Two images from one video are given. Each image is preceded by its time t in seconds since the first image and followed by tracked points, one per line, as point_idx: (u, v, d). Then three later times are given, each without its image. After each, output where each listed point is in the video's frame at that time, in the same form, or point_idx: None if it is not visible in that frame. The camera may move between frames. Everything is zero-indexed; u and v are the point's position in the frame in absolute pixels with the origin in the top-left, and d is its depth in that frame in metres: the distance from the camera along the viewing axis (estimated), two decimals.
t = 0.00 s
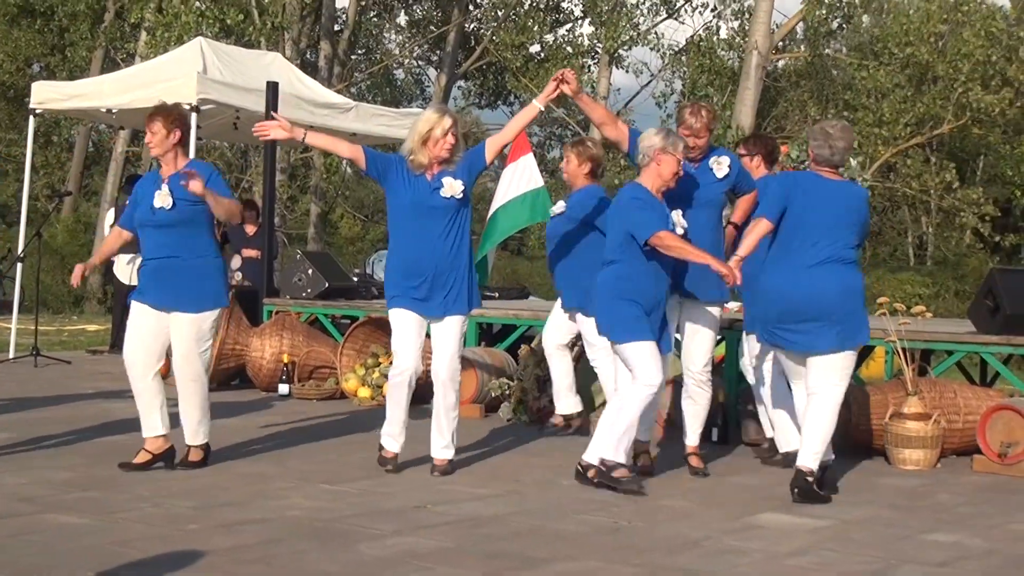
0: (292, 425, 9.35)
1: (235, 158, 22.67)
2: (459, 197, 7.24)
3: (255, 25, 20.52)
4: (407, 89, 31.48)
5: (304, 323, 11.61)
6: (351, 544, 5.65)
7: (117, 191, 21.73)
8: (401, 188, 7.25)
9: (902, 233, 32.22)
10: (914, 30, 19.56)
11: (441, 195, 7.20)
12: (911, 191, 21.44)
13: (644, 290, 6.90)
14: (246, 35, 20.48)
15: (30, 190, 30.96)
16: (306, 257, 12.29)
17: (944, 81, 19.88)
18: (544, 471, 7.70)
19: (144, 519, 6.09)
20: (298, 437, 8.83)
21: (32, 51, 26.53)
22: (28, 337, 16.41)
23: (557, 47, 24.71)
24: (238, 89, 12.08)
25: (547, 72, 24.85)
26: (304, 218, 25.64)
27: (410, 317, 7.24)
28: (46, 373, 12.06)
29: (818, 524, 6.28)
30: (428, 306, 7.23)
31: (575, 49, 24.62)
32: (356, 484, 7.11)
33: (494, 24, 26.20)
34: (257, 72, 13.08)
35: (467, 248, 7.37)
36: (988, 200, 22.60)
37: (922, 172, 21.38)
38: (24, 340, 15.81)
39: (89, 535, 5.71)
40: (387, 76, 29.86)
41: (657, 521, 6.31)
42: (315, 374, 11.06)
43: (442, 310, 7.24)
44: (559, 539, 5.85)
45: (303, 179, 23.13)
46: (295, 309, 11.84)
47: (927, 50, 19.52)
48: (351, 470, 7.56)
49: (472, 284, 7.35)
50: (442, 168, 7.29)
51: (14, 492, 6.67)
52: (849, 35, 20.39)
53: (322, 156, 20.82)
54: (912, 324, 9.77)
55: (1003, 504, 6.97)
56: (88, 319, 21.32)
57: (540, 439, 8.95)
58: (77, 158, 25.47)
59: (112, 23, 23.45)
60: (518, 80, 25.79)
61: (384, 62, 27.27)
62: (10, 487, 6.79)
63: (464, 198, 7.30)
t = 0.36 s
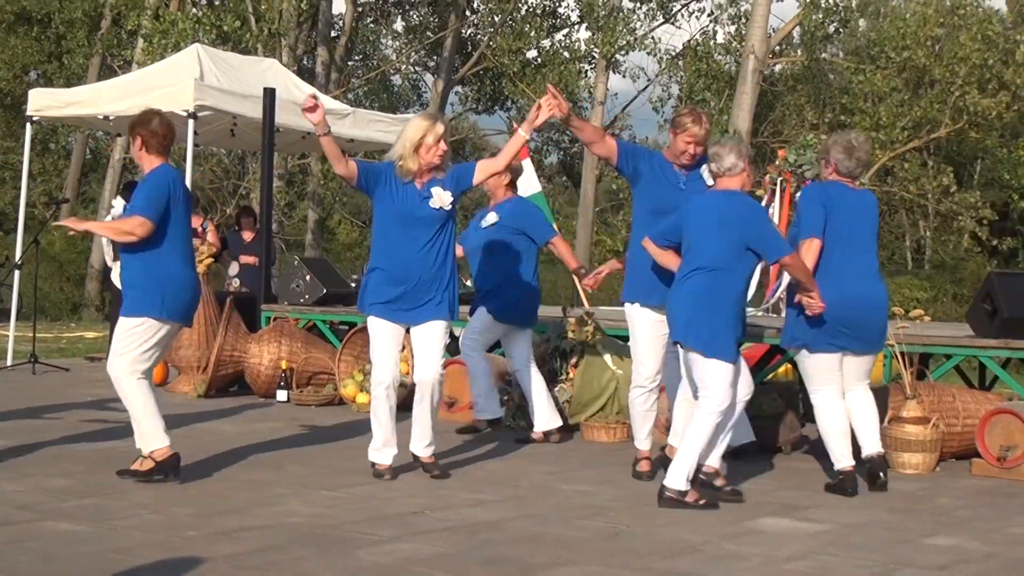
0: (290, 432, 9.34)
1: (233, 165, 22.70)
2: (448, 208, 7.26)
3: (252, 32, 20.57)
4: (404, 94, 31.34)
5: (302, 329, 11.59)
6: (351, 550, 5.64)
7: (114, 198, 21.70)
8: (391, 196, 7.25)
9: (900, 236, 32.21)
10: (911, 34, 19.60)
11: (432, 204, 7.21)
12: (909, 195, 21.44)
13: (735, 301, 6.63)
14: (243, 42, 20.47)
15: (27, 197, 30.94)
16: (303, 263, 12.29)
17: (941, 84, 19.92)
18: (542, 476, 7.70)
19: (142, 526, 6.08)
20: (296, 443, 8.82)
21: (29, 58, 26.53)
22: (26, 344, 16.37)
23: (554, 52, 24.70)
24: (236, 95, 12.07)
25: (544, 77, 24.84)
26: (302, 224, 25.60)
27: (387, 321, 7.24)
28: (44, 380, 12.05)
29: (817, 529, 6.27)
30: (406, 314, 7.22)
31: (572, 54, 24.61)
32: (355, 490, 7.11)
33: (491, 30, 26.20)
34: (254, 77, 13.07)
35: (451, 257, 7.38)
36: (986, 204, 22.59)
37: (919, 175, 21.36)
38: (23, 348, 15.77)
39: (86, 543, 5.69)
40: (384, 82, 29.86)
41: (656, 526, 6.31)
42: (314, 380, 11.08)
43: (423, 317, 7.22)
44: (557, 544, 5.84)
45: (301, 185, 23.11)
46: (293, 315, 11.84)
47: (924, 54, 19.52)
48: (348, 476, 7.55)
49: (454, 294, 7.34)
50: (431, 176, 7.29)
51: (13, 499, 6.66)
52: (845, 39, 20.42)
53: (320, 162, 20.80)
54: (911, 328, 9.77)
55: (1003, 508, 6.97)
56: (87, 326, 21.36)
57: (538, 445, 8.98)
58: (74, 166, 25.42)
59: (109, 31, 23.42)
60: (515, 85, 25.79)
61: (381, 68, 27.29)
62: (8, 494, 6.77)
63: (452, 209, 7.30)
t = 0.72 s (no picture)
0: (299, 437, 9.35)
1: (240, 170, 22.76)
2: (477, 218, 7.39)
3: (259, 37, 20.62)
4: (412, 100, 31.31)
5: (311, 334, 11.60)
6: (361, 555, 5.64)
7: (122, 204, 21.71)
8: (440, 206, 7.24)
9: (908, 239, 32.18)
10: (919, 36, 19.61)
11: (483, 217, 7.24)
12: (918, 197, 21.39)
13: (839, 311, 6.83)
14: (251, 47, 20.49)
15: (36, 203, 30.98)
16: (312, 268, 12.31)
17: (950, 86, 19.85)
18: (551, 480, 7.70)
19: (151, 531, 6.09)
20: (305, 448, 8.83)
21: (38, 64, 26.58)
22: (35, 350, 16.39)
23: (562, 56, 24.69)
24: (244, 100, 12.08)
25: (552, 81, 24.83)
26: (309, 230, 25.60)
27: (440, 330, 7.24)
28: (52, 385, 12.07)
29: (827, 532, 6.27)
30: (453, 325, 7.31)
31: (580, 58, 24.60)
32: (364, 494, 7.11)
33: (499, 34, 26.20)
34: (261, 83, 13.09)
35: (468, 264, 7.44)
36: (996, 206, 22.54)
37: (928, 178, 21.33)
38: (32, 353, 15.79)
39: (95, 549, 5.69)
40: (391, 87, 29.87)
41: (665, 529, 6.30)
42: (323, 385, 11.09)
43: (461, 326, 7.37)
44: (567, 548, 5.84)
45: (309, 191, 23.11)
46: (302, 320, 11.86)
47: (932, 56, 19.54)
48: (357, 481, 7.56)
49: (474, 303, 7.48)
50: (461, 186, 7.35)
51: (23, 504, 6.67)
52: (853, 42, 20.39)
53: (329, 167, 20.81)
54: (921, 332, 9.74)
55: (1013, 510, 6.96)
56: (97, 332, 21.43)
57: (547, 449, 8.99)
58: (82, 173, 25.44)
59: (117, 36, 23.43)
60: (523, 89, 25.77)
61: (389, 73, 27.31)
62: (18, 500, 6.79)
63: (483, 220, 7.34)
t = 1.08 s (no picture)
0: (317, 443, 9.36)
1: (258, 176, 22.84)
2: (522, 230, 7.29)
3: (276, 43, 20.71)
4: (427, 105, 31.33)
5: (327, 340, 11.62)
6: (378, 561, 5.65)
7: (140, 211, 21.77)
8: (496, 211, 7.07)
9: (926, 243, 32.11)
10: (936, 39, 19.64)
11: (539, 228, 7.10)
12: (935, 201, 21.35)
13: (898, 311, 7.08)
14: (267, 53, 20.56)
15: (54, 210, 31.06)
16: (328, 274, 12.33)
17: (967, 89, 19.79)
18: (569, 486, 7.69)
19: (168, 536, 6.10)
20: (323, 454, 8.83)
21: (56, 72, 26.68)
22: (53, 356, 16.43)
23: (578, 61, 24.70)
24: (260, 106, 12.11)
25: (568, 86, 24.83)
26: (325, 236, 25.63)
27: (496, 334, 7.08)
28: (70, 392, 12.10)
29: (845, 537, 6.25)
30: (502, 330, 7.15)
31: (595, 62, 24.61)
32: (382, 500, 7.12)
33: (514, 38, 26.22)
34: (278, 89, 13.12)
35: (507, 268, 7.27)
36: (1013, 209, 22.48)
37: (945, 181, 21.28)
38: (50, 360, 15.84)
39: (112, 555, 5.70)
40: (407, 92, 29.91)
41: (682, 534, 6.29)
42: (341, 390, 11.12)
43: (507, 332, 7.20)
44: (585, 553, 5.84)
45: (326, 196, 23.14)
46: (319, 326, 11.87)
47: (948, 59, 19.51)
48: (375, 486, 7.57)
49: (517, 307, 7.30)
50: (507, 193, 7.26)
51: (42, 511, 6.68)
52: (869, 45, 20.37)
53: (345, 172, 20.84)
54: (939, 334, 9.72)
55: None
56: (115, 338, 21.53)
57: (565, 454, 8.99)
58: (100, 180, 25.50)
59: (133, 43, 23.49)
60: (539, 94, 25.80)
61: (405, 78, 27.35)
62: (36, 506, 6.80)
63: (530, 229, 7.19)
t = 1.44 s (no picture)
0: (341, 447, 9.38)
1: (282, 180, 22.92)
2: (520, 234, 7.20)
3: (300, 49, 20.82)
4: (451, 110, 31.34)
5: (352, 344, 11.63)
6: (402, 566, 5.66)
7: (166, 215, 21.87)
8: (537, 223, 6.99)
9: (952, 246, 31.99)
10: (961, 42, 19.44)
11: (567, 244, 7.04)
12: (961, 205, 21.28)
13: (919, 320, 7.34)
14: (291, 59, 20.66)
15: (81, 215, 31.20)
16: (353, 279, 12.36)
17: (992, 92, 19.74)
18: (592, 491, 7.68)
19: (192, 541, 6.12)
20: (348, 459, 8.86)
21: (81, 78, 26.81)
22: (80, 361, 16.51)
23: (601, 65, 24.72)
24: (285, 111, 12.17)
25: (591, 90, 24.84)
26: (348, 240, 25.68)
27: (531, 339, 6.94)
28: (98, 396, 12.16)
29: (869, 541, 6.23)
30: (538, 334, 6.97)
31: (619, 66, 24.62)
32: (407, 504, 7.13)
33: (538, 43, 26.26)
34: (302, 93, 13.17)
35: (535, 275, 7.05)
36: None
37: (971, 185, 21.22)
38: (77, 364, 15.92)
39: (139, 559, 5.73)
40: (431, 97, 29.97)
41: (707, 539, 6.29)
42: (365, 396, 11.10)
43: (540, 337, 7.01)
44: (609, 558, 5.83)
45: (350, 200, 23.19)
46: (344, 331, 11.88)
47: (974, 62, 19.38)
48: (399, 491, 7.58)
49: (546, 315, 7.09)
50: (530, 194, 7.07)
51: (69, 515, 6.72)
52: (894, 49, 20.27)
53: (369, 177, 20.91)
54: (966, 338, 9.67)
55: None
56: (141, 343, 21.62)
57: (589, 460, 8.97)
58: (126, 186, 25.61)
59: (159, 49, 23.61)
60: (563, 98, 25.82)
61: (429, 83, 27.43)
62: (65, 511, 6.84)
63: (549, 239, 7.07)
